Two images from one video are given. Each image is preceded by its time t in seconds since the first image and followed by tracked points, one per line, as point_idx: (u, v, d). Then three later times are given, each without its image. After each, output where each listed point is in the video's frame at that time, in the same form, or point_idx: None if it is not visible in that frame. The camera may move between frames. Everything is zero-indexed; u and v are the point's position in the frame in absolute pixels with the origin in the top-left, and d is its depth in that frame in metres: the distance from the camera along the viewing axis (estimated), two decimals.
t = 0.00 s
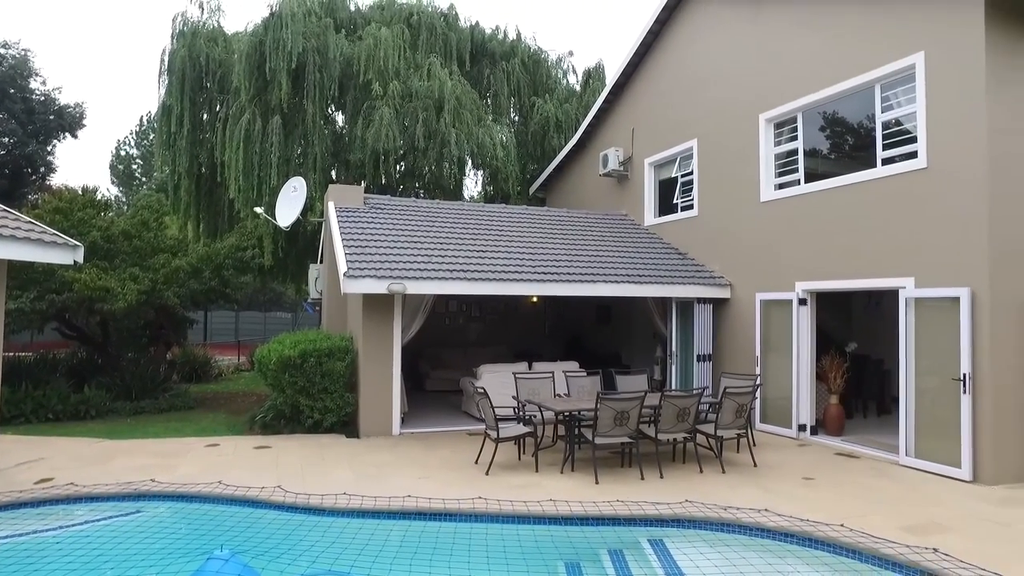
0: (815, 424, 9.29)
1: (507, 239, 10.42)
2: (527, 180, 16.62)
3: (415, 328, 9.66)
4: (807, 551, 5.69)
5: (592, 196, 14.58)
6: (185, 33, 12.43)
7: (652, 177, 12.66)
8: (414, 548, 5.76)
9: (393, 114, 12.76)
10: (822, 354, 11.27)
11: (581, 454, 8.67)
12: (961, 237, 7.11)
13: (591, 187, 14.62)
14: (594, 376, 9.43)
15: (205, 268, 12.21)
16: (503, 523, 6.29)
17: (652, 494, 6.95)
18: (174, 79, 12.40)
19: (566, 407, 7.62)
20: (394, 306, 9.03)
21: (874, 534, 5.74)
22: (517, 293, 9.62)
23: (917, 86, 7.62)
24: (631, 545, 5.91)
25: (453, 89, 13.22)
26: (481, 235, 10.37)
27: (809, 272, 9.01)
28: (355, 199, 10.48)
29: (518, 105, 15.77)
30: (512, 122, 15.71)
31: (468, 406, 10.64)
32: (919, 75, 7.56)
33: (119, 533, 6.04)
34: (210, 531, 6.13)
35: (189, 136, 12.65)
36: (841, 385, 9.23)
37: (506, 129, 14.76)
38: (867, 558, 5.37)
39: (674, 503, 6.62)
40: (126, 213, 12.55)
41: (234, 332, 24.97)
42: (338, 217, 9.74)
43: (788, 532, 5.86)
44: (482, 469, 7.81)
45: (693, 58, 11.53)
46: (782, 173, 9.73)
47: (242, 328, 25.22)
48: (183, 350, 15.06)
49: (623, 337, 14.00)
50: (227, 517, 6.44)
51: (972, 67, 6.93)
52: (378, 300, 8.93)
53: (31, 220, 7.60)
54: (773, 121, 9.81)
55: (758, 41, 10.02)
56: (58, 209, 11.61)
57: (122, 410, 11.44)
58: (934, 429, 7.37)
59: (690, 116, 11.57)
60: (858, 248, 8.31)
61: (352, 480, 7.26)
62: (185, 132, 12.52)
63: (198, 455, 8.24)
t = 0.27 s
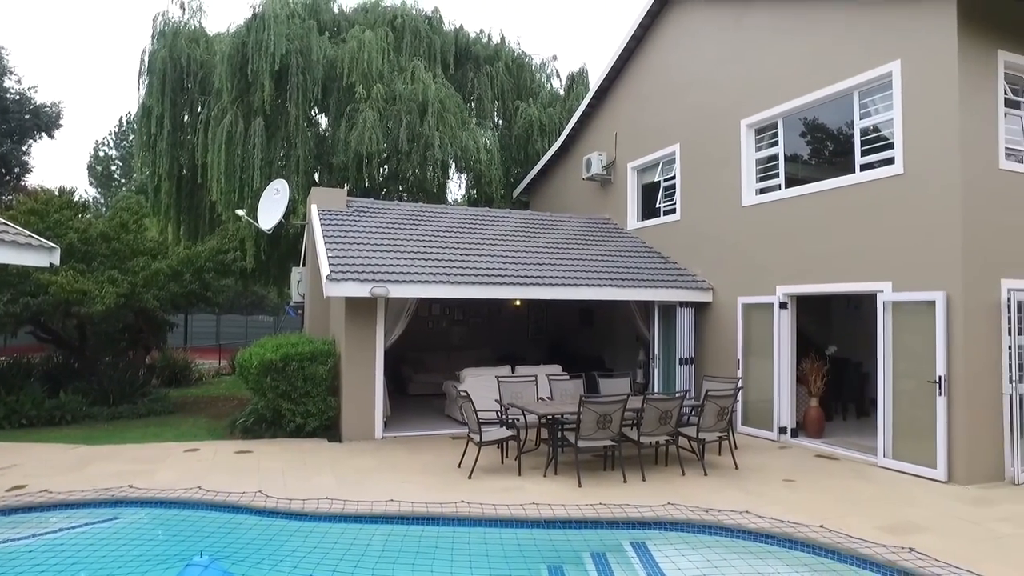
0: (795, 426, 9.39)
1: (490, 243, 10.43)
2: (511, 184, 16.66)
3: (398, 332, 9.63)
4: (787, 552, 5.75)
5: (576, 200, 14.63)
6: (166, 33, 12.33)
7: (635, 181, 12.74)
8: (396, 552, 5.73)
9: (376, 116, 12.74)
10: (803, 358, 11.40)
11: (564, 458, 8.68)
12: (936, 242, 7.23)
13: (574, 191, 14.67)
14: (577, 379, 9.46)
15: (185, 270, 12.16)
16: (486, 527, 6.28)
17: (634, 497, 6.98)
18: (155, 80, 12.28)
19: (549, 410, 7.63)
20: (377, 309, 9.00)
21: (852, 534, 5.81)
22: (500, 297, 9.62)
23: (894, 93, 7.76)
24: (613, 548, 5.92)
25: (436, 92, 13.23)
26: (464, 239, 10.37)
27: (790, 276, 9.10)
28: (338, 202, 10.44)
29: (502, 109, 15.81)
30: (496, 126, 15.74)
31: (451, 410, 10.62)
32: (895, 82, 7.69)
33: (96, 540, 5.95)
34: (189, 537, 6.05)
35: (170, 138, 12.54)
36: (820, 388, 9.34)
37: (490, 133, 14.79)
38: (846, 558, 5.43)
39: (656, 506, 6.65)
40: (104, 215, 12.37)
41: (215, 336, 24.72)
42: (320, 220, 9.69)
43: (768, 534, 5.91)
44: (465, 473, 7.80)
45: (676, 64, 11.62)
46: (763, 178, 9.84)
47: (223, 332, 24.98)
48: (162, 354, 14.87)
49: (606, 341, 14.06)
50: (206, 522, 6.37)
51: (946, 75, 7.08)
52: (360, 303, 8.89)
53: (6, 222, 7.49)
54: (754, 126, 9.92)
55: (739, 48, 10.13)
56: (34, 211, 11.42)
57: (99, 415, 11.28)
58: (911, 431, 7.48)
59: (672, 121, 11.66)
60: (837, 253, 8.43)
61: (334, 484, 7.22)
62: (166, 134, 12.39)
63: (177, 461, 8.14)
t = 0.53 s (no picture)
0: (776, 429, 9.47)
1: (474, 246, 10.43)
2: (494, 188, 16.68)
3: (381, 335, 9.59)
4: (768, 553, 5.79)
5: (559, 204, 14.68)
6: (146, 33, 12.23)
7: (618, 185, 12.81)
8: (378, 556, 5.70)
9: (360, 119, 12.72)
10: (783, 361, 11.52)
11: (547, 461, 8.69)
12: (913, 246, 7.35)
13: (557, 195, 14.72)
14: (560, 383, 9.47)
15: (165, 274, 11.89)
16: (468, 531, 6.26)
17: (617, 500, 7.00)
18: (134, 81, 12.16)
19: (532, 414, 7.64)
20: (360, 312, 8.96)
21: (831, 535, 5.87)
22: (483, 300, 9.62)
23: (872, 100, 7.88)
24: (596, 551, 5.93)
25: (420, 96, 13.23)
26: (448, 242, 10.36)
27: (770, 280, 9.20)
28: (320, 205, 10.39)
29: (486, 113, 15.85)
30: (479, 130, 15.77)
31: (434, 414, 10.59)
32: (873, 89, 7.82)
33: (70, 547, 5.85)
34: (167, 543, 5.97)
35: (149, 139, 12.41)
36: (801, 391, 9.44)
37: (474, 136, 14.82)
38: (825, 559, 5.49)
39: (638, 509, 6.68)
40: (81, 216, 12.22)
41: (196, 340, 24.47)
42: (303, 222, 9.64)
43: (749, 535, 5.96)
44: (448, 477, 7.77)
45: (659, 69, 11.71)
46: (744, 183, 9.94)
47: (204, 336, 24.73)
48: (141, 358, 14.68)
49: (589, 344, 14.11)
50: (185, 528, 6.29)
51: (922, 82, 7.22)
52: (342, 307, 8.85)
53: None
54: (736, 132, 10.02)
55: (721, 54, 10.24)
56: (8, 212, 11.23)
57: (74, 420, 11.12)
58: (889, 432, 7.59)
59: (654, 126, 11.75)
60: (816, 257, 8.53)
61: (315, 489, 7.16)
62: (145, 135, 12.25)
63: (156, 466, 8.04)
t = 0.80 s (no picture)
0: (759, 430, 9.54)
1: (458, 248, 10.42)
2: (479, 190, 16.68)
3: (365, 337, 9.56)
4: (750, 553, 5.83)
5: (543, 206, 14.70)
6: (127, 32, 12.12)
7: (602, 187, 12.86)
8: (362, 559, 5.67)
9: (344, 120, 12.67)
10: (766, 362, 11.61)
11: (531, 463, 8.69)
12: (892, 249, 7.45)
13: (542, 196, 14.75)
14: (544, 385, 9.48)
15: (145, 275, 11.77)
16: (452, 533, 6.25)
17: (601, 501, 7.02)
18: (115, 80, 12.03)
19: (516, 416, 7.64)
20: (343, 314, 8.93)
21: (812, 535, 5.93)
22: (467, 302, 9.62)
23: (852, 104, 7.98)
24: (580, 552, 5.94)
25: (405, 97, 13.20)
26: (432, 244, 10.35)
27: (753, 282, 9.27)
28: (304, 206, 10.34)
29: (470, 114, 15.86)
30: (464, 132, 15.78)
31: (419, 415, 10.56)
32: (854, 94, 7.91)
33: (46, 553, 5.76)
34: (146, 548, 5.90)
35: (130, 138, 12.27)
36: (783, 392, 9.52)
37: (458, 138, 14.83)
38: (806, 558, 5.54)
39: (622, 510, 6.70)
40: (58, 216, 12.04)
41: (177, 342, 24.22)
42: (286, 223, 9.58)
43: (731, 535, 6.00)
44: (431, 479, 7.75)
45: (643, 72, 11.77)
46: (728, 186, 10.01)
47: (185, 338, 24.48)
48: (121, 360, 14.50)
49: (573, 346, 14.14)
50: (164, 533, 6.22)
51: (901, 87, 7.33)
52: (326, 308, 8.81)
53: None
54: (719, 135, 10.10)
55: (705, 57, 10.31)
56: None
57: (51, 424, 10.95)
58: (869, 432, 7.68)
59: (639, 128, 11.81)
60: (798, 259, 8.62)
61: (298, 491, 7.11)
62: (125, 134, 12.12)
63: (135, 470, 7.94)
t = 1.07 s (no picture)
0: (739, 429, 9.62)
1: (440, 249, 10.41)
2: (462, 190, 16.67)
3: (346, 338, 9.51)
4: (730, 551, 5.88)
5: (526, 207, 14.72)
6: (104, 28, 11.96)
7: (585, 189, 12.91)
8: (342, 561, 5.64)
9: (326, 120, 12.61)
10: (747, 362, 11.71)
11: (513, 463, 8.69)
12: (870, 251, 7.56)
13: (525, 197, 14.77)
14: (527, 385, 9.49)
15: (122, 275, 11.50)
16: (434, 534, 6.24)
17: (583, 502, 7.04)
18: (92, 77, 11.86)
19: (499, 416, 7.63)
20: (325, 315, 8.88)
21: (790, 533, 6.00)
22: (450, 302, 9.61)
23: (831, 107, 8.08)
24: (562, 552, 5.96)
25: (387, 97, 13.16)
26: (414, 244, 10.33)
27: (734, 283, 9.36)
28: (285, 206, 10.26)
29: (453, 115, 15.85)
30: (447, 132, 15.77)
31: (401, 416, 10.53)
32: (833, 98, 8.02)
33: (19, 558, 5.66)
34: (122, 552, 5.82)
35: (108, 137, 12.11)
36: (763, 392, 9.61)
37: (441, 138, 14.81)
38: (786, 556, 5.60)
39: (603, 510, 6.73)
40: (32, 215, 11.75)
41: (156, 343, 23.92)
42: (267, 224, 9.50)
43: (712, 535, 6.05)
44: (413, 480, 7.73)
45: (626, 74, 11.84)
46: (709, 188, 10.09)
47: (164, 339, 24.19)
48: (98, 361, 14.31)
49: (556, 347, 14.18)
50: (141, 537, 6.14)
51: (878, 91, 7.44)
52: (307, 309, 8.76)
53: None
54: (701, 137, 10.18)
55: (686, 60, 10.39)
56: None
57: (25, 426, 10.78)
58: (847, 431, 7.77)
59: (621, 130, 11.87)
60: (778, 261, 8.71)
61: (278, 494, 7.06)
62: (102, 133, 11.95)
63: (112, 472, 7.83)
